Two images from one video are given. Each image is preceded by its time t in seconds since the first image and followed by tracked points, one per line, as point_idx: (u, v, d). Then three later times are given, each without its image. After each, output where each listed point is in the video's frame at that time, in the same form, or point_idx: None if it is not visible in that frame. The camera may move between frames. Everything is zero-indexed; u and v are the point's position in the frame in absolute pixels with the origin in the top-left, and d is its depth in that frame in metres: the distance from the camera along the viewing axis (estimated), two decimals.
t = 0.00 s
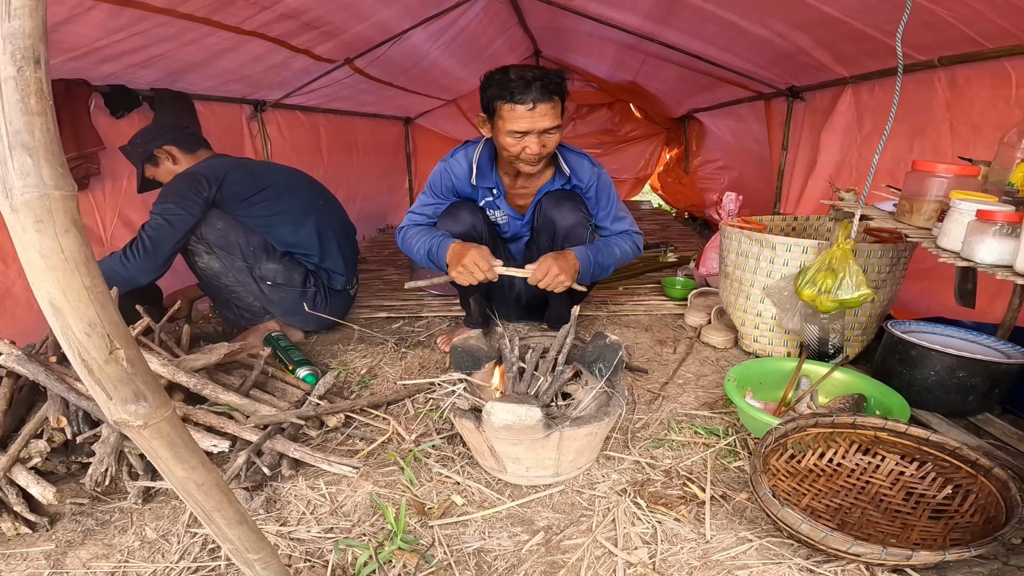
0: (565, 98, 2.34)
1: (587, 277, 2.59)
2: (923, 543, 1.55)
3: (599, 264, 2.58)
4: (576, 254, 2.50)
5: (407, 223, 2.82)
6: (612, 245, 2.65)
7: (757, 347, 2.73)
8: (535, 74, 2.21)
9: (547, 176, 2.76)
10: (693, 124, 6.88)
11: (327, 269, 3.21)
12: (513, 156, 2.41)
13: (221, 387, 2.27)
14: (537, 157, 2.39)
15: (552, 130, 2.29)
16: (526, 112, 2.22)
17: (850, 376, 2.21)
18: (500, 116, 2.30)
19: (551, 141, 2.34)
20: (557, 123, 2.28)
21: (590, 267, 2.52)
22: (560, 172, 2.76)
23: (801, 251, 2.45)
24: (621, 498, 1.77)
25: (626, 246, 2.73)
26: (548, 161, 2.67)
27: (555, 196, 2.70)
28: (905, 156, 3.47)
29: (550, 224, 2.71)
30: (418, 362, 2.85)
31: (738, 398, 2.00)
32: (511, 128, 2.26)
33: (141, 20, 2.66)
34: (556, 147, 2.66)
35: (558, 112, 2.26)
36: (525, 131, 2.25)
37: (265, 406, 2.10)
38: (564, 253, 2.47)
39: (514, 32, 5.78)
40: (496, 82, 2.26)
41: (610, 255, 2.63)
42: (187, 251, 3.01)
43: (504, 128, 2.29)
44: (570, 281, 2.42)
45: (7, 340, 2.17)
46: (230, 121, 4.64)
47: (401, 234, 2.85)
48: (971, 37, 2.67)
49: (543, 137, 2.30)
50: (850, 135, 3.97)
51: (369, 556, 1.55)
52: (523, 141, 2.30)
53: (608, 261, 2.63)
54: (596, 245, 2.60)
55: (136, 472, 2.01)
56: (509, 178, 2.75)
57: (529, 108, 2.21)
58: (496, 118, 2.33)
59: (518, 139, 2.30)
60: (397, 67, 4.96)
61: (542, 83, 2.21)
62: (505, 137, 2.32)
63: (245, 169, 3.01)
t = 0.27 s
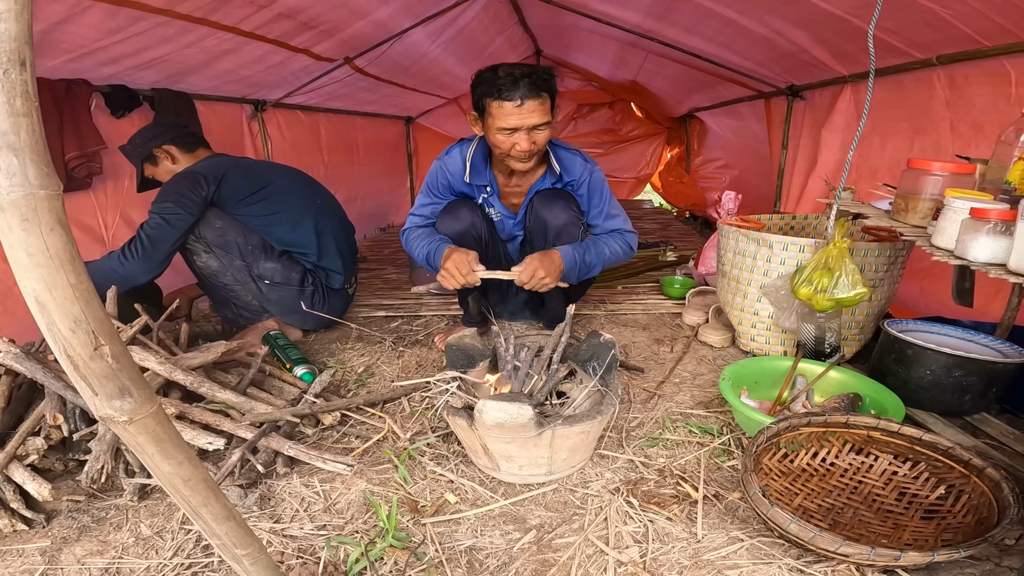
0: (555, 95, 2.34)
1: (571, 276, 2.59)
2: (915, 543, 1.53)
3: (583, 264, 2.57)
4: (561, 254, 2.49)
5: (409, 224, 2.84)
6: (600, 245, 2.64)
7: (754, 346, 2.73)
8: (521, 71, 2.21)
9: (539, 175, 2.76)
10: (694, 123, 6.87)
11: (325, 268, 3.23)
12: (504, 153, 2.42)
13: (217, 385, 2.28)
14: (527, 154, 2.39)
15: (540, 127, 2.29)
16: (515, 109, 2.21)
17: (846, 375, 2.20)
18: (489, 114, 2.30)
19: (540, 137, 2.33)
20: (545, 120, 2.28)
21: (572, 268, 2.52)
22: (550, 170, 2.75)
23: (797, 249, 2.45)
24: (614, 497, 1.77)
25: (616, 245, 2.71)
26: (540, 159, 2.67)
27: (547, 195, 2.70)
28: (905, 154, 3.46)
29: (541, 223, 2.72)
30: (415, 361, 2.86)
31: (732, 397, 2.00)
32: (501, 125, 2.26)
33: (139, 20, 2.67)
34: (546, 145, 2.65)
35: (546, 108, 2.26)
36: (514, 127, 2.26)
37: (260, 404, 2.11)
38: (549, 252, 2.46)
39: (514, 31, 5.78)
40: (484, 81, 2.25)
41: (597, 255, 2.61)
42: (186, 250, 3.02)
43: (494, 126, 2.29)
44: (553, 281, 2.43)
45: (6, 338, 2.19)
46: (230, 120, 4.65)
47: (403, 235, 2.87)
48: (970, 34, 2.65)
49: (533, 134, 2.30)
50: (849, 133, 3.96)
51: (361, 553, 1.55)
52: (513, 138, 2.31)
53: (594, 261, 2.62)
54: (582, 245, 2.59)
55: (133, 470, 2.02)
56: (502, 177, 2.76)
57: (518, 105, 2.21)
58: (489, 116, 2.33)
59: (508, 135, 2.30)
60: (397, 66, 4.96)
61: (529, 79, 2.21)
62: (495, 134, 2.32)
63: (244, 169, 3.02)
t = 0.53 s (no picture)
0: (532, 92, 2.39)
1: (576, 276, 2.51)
2: (901, 545, 1.53)
3: (588, 261, 2.51)
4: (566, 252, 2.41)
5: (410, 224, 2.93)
6: (601, 240, 2.59)
7: (748, 346, 2.73)
8: (494, 70, 2.27)
9: (532, 175, 2.80)
10: (695, 123, 6.86)
11: (321, 267, 3.22)
12: (481, 151, 2.50)
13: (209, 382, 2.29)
14: (503, 152, 2.46)
15: (513, 126, 2.36)
16: (487, 108, 2.28)
17: (838, 375, 2.20)
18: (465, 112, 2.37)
19: (515, 137, 2.39)
20: (519, 119, 2.34)
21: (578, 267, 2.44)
22: (542, 170, 2.77)
23: (792, 249, 2.45)
24: (603, 497, 1.77)
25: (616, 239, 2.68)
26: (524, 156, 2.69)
27: (542, 195, 2.71)
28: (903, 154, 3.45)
29: (537, 223, 2.72)
30: (409, 359, 2.86)
31: (724, 397, 2.00)
32: (474, 123, 2.35)
33: (137, 21, 2.68)
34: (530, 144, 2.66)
35: (519, 107, 2.32)
36: (486, 126, 2.34)
37: (253, 402, 2.11)
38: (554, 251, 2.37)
39: (514, 30, 5.77)
40: (460, 80, 2.32)
41: (600, 251, 2.55)
42: (182, 248, 3.04)
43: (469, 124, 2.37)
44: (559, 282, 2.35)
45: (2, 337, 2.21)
46: (230, 120, 4.66)
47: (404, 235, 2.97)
48: (968, 35, 2.64)
49: (506, 133, 2.37)
50: (849, 133, 3.94)
51: (348, 550, 1.56)
52: (487, 136, 2.39)
53: (598, 257, 2.55)
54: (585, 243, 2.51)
55: (125, 467, 2.03)
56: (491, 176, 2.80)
57: (489, 104, 2.27)
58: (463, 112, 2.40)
59: (482, 134, 2.38)
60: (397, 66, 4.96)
61: (502, 78, 2.26)
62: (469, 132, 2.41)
63: (240, 167, 3.02)
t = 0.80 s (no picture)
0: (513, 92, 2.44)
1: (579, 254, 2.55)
2: (892, 548, 1.53)
3: (593, 239, 2.56)
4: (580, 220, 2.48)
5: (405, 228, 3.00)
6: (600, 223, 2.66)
7: (744, 346, 2.72)
8: (472, 70, 2.33)
9: (521, 175, 2.77)
10: (695, 122, 6.85)
11: (317, 266, 3.24)
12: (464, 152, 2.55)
13: (202, 381, 2.29)
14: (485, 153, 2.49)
15: (494, 127, 2.40)
16: (466, 109, 2.33)
17: (833, 375, 2.19)
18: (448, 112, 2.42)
19: (496, 137, 2.43)
20: (499, 120, 2.38)
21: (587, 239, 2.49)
22: (532, 171, 2.78)
23: (788, 249, 2.44)
24: (594, 497, 1.77)
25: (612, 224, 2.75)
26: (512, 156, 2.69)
27: (531, 195, 2.69)
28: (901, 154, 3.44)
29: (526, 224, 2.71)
30: (405, 358, 2.86)
31: (717, 398, 2.00)
32: (454, 124, 2.40)
33: (134, 22, 2.67)
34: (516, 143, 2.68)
35: (497, 108, 2.35)
36: (467, 127, 2.39)
37: (246, 401, 2.11)
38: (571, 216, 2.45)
39: (514, 29, 5.76)
40: (441, 82, 2.38)
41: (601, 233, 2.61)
42: (178, 247, 3.03)
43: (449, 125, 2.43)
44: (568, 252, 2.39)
45: None
46: (228, 118, 4.66)
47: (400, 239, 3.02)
48: (965, 35, 2.63)
49: (486, 134, 2.41)
50: (846, 133, 3.93)
51: (338, 549, 1.56)
52: (468, 137, 2.43)
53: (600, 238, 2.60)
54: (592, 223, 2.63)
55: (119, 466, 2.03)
56: (480, 179, 2.84)
57: (467, 105, 2.33)
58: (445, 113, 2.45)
59: (463, 135, 2.43)
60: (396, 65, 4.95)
61: (479, 79, 2.31)
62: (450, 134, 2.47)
63: (235, 165, 3.01)
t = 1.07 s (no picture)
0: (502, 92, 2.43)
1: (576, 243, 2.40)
2: (889, 550, 1.52)
3: (588, 227, 2.39)
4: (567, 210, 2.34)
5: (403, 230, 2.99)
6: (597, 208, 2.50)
7: (741, 346, 2.71)
8: (458, 68, 2.31)
9: (515, 171, 2.77)
10: (694, 122, 6.83)
11: (313, 264, 3.22)
12: (454, 150, 2.53)
13: (197, 380, 2.28)
14: (474, 150, 2.48)
15: (481, 124, 2.38)
16: (452, 107, 2.33)
17: (830, 377, 2.17)
18: (436, 111, 2.41)
19: (485, 134, 2.42)
20: (486, 117, 2.36)
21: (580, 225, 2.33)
22: (526, 166, 2.77)
23: (786, 248, 2.43)
24: (590, 499, 1.76)
25: (614, 208, 2.59)
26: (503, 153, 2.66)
27: (529, 191, 2.69)
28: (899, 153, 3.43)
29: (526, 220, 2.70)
30: (401, 357, 2.84)
31: (714, 398, 1.99)
32: (443, 122, 2.39)
33: (129, 21, 2.65)
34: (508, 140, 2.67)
35: (484, 105, 2.34)
36: (455, 125, 2.38)
37: (240, 400, 2.09)
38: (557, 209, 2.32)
39: (512, 28, 5.74)
40: (428, 80, 2.38)
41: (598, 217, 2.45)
42: (172, 246, 3.01)
43: (438, 123, 2.42)
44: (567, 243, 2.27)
45: None
46: (225, 117, 4.63)
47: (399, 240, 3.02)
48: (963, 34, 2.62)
49: (474, 131, 2.40)
50: (843, 132, 3.92)
51: (331, 550, 1.55)
52: (457, 134, 2.43)
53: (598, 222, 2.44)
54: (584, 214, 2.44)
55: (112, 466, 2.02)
56: (476, 178, 2.83)
57: (454, 103, 2.32)
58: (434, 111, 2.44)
59: (451, 133, 2.43)
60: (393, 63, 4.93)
61: (465, 77, 2.30)
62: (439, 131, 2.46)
63: (230, 163, 2.98)
